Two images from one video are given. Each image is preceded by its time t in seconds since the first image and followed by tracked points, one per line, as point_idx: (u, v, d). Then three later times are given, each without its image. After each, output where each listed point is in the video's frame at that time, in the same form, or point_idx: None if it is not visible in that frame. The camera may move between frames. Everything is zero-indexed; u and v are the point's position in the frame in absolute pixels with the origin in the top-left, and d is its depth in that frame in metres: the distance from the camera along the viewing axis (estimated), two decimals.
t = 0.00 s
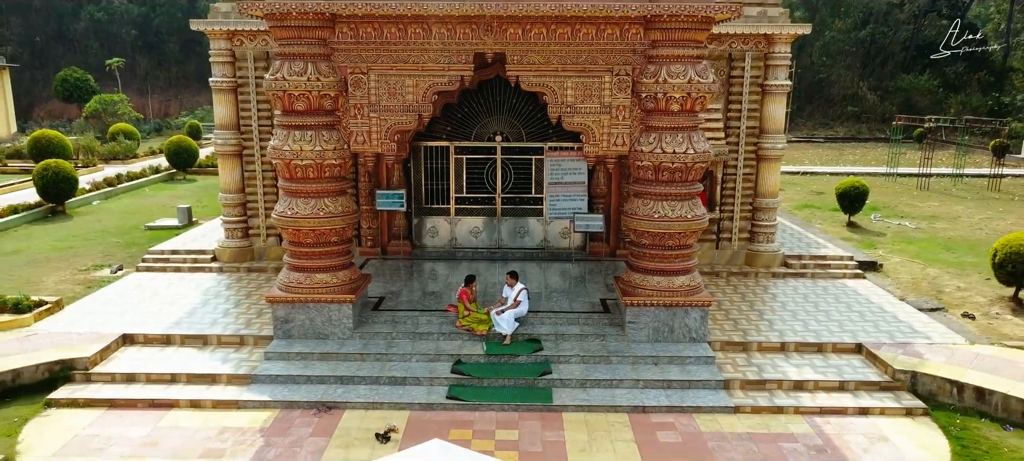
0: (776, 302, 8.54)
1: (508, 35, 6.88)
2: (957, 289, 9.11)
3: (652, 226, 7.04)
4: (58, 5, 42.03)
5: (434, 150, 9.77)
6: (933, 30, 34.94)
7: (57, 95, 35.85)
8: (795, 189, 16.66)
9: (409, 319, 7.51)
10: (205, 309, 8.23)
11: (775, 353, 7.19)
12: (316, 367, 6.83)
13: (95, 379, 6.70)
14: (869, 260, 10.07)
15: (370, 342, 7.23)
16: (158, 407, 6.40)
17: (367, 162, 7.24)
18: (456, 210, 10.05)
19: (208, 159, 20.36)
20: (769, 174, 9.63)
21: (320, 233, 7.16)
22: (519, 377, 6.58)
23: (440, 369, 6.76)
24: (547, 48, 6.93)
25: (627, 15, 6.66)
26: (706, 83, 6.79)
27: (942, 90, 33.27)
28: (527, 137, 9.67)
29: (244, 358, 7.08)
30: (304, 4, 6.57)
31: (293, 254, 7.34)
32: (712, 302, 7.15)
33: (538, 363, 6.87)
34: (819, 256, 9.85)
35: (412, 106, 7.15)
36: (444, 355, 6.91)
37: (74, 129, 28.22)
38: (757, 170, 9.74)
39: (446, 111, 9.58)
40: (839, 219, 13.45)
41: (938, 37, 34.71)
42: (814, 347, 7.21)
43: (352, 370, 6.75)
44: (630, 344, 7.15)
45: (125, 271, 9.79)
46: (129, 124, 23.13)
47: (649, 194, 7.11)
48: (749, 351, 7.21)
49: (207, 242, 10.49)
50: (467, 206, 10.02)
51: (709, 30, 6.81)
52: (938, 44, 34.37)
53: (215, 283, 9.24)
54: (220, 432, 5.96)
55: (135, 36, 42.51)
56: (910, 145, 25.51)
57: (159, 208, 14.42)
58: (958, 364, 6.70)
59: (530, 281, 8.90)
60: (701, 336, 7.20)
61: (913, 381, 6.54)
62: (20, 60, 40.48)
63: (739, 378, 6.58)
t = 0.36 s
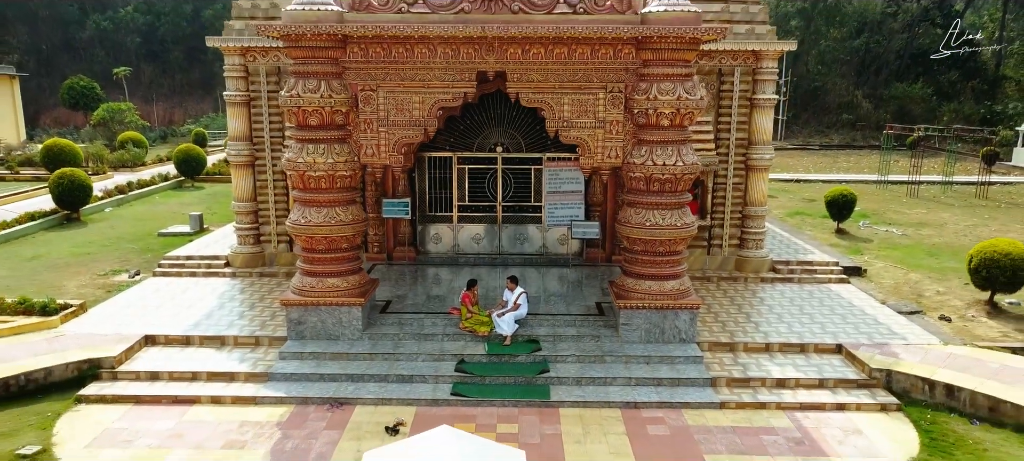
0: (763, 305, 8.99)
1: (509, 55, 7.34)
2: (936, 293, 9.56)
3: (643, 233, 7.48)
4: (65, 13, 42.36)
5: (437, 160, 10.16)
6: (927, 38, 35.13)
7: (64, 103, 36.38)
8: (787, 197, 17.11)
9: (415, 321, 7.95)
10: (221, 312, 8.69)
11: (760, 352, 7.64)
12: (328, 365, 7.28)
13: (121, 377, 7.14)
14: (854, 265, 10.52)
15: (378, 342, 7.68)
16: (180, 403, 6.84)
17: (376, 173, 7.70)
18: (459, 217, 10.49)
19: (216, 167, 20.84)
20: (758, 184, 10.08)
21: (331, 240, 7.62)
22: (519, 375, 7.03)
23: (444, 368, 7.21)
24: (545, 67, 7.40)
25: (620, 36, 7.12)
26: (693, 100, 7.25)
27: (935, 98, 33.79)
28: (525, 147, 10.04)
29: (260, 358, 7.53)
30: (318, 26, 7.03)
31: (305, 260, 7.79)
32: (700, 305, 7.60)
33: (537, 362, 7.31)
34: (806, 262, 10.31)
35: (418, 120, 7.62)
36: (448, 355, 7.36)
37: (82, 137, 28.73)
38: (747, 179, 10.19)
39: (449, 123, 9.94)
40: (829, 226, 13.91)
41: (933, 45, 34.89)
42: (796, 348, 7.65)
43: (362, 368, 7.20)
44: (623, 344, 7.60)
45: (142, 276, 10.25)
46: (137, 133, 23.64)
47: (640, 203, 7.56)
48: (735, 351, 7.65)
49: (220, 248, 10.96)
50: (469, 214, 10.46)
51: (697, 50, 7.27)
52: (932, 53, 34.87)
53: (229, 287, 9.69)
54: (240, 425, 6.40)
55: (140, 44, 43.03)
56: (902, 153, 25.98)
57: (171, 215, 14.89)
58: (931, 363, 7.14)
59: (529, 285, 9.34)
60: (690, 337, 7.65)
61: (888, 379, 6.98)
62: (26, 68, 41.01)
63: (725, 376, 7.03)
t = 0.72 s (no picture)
0: (751, 310, 9.50)
1: (510, 77, 7.88)
2: (916, 299, 10.07)
3: (636, 243, 8.00)
4: (71, 24, 42.96)
5: (442, 173, 10.62)
6: (921, 49, 35.53)
7: (72, 113, 36.98)
8: (779, 206, 17.64)
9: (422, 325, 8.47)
10: (238, 317, 9.20)
11: (745, 354, 8.15)
12: (342, 367, 7.79)
13: (148, 377, 7.65)
14: (840, 273, 11.04)
15: (388, 345, 8.20)
16: (204, 401, 7.35)
17: (386, 186, 8.23)
18: (462, 227, 10.98)
19: (224, 176, 21.39)
20: (747, 195, 10.61)
21: (344, 249, 8.15)
22: (520, 375, 7.54)
23: (450, 369, 7.72)
24: (544, 88, 7.94)
25: (613, 60, 7.66)
26: (682, 119, 7.78)
27: (928, 108, 34.38)
28: (526, 160, 10.47)
29: (277, 359, 8.05)
30: (333, 51, 7.59)
31: (319, 268, 8.32)
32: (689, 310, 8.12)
33: (536, 363, 7.83)
34: (793, 270, 10.83)
35: (425, 137, 8.16)
36: (454, 357, 7.87)
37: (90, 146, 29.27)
38: (737, 191, 10.71)
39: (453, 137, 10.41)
40: (818, 235, 14.43)
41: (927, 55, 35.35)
42: (780, 350, 8.16)
43: (373, 369, 7.71)
44: (617, 346, 8.10)
45: (161, 282, 10.77)
46: (147, 143, 24.23)
47: (633, 215, 8.09)
48: (722, 354, 8.16)
49: (235, 257, 11.49)
50: (472, 224, 10.95)
51: (685, 72, 7.81)
52: (925, 64, 35.48)
53: (244, 293, 10.20)
54: (261, 421, 6.90)
55: (147, 54, 43.66)
56: (894, 162, 26.52)
57: (183, 224, 15.42)
58: (905, 364, 7.64)
59: (529, 292, 9.86)
60: (681, 340, 8.16)
61: (864, 379, 7.48)
62: (33, 78, 41.50)
63: (712, 377, 7.53)
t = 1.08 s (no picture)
0: (738, 315, 10.05)
1: (511, 97, 8.43)
2: (896, 305, 10.60)
3: (629, 252, 8.53)
4: (76, 32, 43.04)
5: (445, 185, 11.13)
6: (914, 59, 36.31)
7: (78, 121, 37.54)
8: (771, 214, 18.19)
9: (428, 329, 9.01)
10: (254, 321, 9.73)
11: (732, 357, 8.68)
12: (353, 368, 8.31)
13: (172, 378, 8.17)
14: (825, 279, 11.58)
15: (396, 347, 8.72)
16: (225, 400, 7.86)
17: (394, 198, 8.76)
18: (465, 236, 11.49)
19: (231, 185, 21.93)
20: (736, 206, 11.16)
21: (355, 257, 8.68)
22: (521, 376, 8.07)
23: (455, 370, 8.24)
24: (543, 107, 8.49)
25: (607, 81, 8.22)
26: (672, 136, 8.33)
27: (920, 118, 34.99)
28: (525, 172, 10.91)
29: (293, 361, 8.57)
30: (346, 73, 8.15)
31: (332, 276, 8.84)
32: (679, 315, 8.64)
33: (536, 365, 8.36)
34: (780, 277, 11.38)
35: (432, 153, 8.69)
36: (459, 359, 8.40)
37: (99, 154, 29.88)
38: (726, 202, 11.26)
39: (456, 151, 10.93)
40: (807, 243, 14.97)
41: (919, 66, 36.12)
42: (764, 353, 8.69)
43: (383, 370, 8.23)
44: (612, 349, 8.63)
45: (178, 289, 11.30)
46: (155, 152, 24.80)
47: (626, 226, 8.62)
48: (711, 356, 8.69)
49: (247, 264, 12.02)
50: (475, 233, 11.45)
51: (675, 92, 8.35)
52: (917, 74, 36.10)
53: (258, 299, 10.72)
54: (280, 418, 7.42)
55: (151, 63, 44.26)
56: (885, 171, 27.10)
57: (194, 232, 15.95)
58: (881, 365, 8.17)
59: (529, 297, 10.41)
60: (672, 343, 8.69)
61: (842, 379, 8.00)
62: (40, 86, 42.30)
63: (700, 377, 8.06)
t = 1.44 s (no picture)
0: (726, 320, 10.62)
1: (511, 116, 8.99)
2: (877, 310, 11.14)
3: (622, 261, 9.08)
4: (80, 41, 43.30)
5: (447, 196, 11.56)
6: (905, 68, 37.16)
7: (83, 129, 38.09)
8: (762, 222, 18.77)
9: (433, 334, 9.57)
10: (267, 326, 10.28)
11: (720, 359, 9.23)
12: (363, 370, 8.86)
13: (192, 379, 8.71)
14: (810, 286, 12.13)
15: (403, 350, 9.27)
16: (243, 399, 8.39)
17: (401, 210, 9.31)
18: (466, 244, 11.88)
19: (237, 193, 22.47)
20: (725, 216, 11.74)
21: (364, 266, 9.24)
22: (520, 376, 8.62)
23: (459, 372, 8.78)
24: (541, 125, 9.06)
25: (601, 101, 8.79)
26: (661, 153, 8.89)
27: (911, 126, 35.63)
28: (524, 183, 11.41)
29: (306, 363, 9.12)
30: (356, 94, 8.72)
31: (342, 283, 9.40)
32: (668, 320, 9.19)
33: (534, 366, 8.91)
34: (767, 284, 11.96)
35: (436, 168, 9.25)
36: (462, 362, 8.95)
37: (105, 163, 30.45)
38: (716, 211, 11.82)
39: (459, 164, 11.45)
40: (796, 250, 15.53)
41: (910, 75, 37.01)
42: (749, 356, 9.24)
43: (391, 372, 8.79)
44: (606, 351, 9.18)
45: (193, 295, 11.86)
46: (162, 161, 25.37)
47: (619, 236, 9.17)
48: (699, 358, 9.25)
49: (259, 272, 12.58)
50: (475, 241, 11.86)
51: (664, 111, 8.92)
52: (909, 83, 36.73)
53: (269, 305, 11.26)
54: (296, 416, 7.95)
55: (155, 72, 44.86)
56: (877, 179, 27.69)
57: (204, 240, 16.49)
58: (857, 367, 8.71)
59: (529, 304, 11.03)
60: (662, 346, 9.24)
61: (821, 380, 8.54)
62: (45, 95, 43.08)
63: (689, 378, 8.60)
